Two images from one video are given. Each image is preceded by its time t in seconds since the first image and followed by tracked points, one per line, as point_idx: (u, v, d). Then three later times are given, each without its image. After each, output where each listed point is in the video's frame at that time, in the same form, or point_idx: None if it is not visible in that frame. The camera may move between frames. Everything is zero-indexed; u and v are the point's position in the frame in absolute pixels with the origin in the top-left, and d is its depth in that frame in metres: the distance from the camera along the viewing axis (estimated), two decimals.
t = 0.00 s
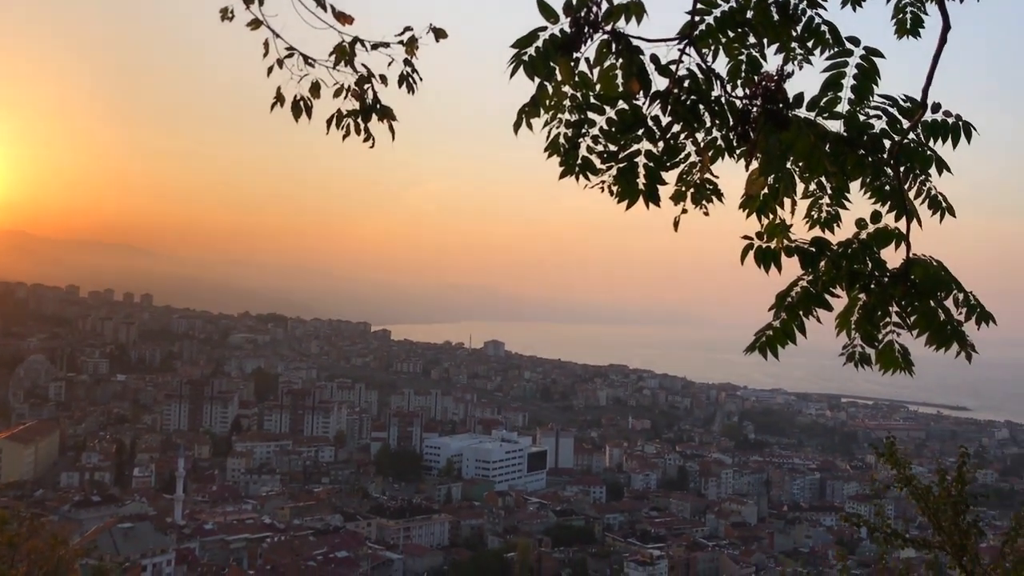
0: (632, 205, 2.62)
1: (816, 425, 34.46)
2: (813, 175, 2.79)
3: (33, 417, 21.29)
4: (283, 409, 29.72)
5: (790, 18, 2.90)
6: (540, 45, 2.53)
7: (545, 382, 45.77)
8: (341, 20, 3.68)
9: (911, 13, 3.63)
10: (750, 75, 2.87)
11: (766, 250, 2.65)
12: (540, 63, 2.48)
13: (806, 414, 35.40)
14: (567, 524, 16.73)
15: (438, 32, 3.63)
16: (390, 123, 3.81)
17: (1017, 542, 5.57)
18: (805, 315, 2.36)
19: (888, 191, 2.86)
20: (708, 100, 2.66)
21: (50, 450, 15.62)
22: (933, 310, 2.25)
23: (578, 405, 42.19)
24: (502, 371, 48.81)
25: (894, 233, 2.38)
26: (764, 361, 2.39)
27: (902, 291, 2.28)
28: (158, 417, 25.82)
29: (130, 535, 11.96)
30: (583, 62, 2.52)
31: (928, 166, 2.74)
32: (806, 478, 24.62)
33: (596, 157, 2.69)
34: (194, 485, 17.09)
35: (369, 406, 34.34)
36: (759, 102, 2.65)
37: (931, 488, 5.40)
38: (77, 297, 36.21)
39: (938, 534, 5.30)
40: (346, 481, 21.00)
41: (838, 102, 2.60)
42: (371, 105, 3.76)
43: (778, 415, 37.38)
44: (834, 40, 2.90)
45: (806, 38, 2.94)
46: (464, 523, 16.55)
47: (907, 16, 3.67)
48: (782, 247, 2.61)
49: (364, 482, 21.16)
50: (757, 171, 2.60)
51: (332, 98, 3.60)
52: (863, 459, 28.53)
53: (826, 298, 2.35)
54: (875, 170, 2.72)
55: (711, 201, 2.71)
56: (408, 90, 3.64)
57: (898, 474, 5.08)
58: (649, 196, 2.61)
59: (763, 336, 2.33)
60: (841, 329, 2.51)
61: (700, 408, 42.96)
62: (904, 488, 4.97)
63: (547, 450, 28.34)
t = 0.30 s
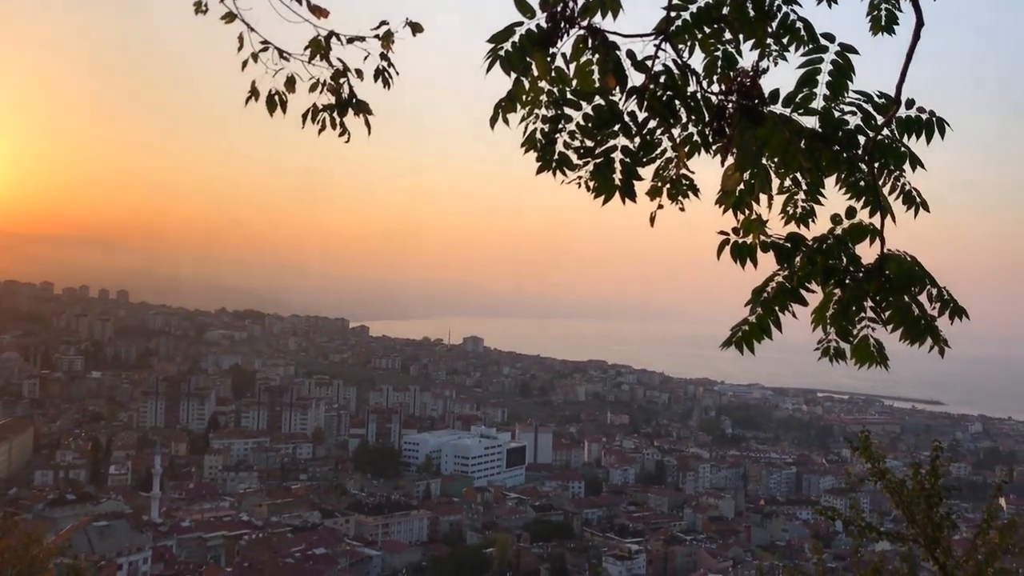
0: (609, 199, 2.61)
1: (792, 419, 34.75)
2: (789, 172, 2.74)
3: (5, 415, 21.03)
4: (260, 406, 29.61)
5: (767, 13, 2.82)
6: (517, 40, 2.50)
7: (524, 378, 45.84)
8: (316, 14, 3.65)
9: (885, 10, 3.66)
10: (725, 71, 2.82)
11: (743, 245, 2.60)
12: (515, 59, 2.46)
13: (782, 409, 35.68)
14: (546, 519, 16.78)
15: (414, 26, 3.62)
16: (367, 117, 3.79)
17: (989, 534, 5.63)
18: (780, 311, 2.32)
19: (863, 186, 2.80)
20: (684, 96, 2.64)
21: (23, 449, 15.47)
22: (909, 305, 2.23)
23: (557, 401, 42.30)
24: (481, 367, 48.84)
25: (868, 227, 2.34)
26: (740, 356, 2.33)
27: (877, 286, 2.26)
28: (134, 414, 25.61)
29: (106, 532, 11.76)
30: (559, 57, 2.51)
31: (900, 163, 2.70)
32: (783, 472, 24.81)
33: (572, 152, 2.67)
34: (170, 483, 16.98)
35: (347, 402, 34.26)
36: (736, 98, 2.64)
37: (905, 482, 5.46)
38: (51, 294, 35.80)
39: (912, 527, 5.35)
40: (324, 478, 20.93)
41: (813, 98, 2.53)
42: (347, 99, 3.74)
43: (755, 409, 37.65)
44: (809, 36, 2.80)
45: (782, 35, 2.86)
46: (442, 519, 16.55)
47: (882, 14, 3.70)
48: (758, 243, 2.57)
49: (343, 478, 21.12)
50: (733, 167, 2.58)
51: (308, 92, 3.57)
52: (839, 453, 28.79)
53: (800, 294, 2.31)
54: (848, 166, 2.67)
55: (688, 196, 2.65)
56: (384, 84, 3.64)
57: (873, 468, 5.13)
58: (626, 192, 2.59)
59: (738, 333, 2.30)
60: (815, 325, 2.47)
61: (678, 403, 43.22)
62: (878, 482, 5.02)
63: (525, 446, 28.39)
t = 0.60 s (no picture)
0: (585, 196, 2.61)
1: (769, 416, 35.02)
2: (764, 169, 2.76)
3: None
4: (237, 406, 29.70)
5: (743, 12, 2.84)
6: (495, 38, 2.53)
7: (503, 376, 45.88)
8: (290, 9, 3.62)
9: (860, 10, 3.69)
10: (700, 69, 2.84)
11: (718, 244, 2.63)
12: (491, 57, 2.48)
13: (758, 405, 35.96)
14: (525, 517, 16.80)
15: (390, 23, 3.61)
16: (342, 114, 3.76)
17: (961, 528, 5.69)
18: (756, 308, 2.36)
19: (835, 185, 2.82)
20: (661, 93, 2.65)
21: None
22: (882, 302, 2.27)
23: (536, 399, 42.39)
24: (460, 365, 48.84)
25: (843, 226, 2.38)
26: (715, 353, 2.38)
27: (850, 283, 2.30)
28: (109, 414, 25.36)
29: (79, 534, 11.62)
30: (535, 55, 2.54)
31: (874, 161, 2.73)
32: (760, 468, 24.96)
33: (549, 149, 2.69)
34: (146, 482, 16.84)
35: (325, 401, 34.16)
36: (711, 95, 2.65)
37: (880, 477, 5.49)
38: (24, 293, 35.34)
39: (886, 522, 5.39)
40: (302, 478, 20.86)
41: (787, 96, 2.58)
42: (322, 96, 3.72)
43: (732, 406, 37.89)
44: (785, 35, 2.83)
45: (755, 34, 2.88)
46: (421, 517, 16.56)
47: (856, 13, 3.72)
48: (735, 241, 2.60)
49: (320, 477, 21.06)
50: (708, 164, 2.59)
51: (283, 88, 3.55)
52: (815, 449, 29.04)
53: (776, 292, 2.35)
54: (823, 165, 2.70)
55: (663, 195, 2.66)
56: (359, 81, 3.62)
57: (849, 464, 5.15)
58: (603, 189, 2.60)
59: (714, 329, 2.34)
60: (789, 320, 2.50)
61: (656, 400, 43.45)
62: (854, 478, 5.04)
63: (504, 444, 28.42)
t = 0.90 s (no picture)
0: (562, 196, 2.63)
1: (747, 414, 35.23)
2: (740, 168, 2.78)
3: None
4: (214, 406, 29.71)
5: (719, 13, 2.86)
6: (472, 37, 2.53)
7: (483, 375, 45.91)
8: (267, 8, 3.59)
9: (836, 11, 3.73)
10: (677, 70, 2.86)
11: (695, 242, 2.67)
12: (469, 57, 2.49)
13: (737, 404, 36.19)
14: (504, 516, 16.82)
15: (368, 22, 3.60)
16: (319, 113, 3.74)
17: (935, 524, 5.74)
18: (732, 306, 2.42)
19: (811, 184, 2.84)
20: (638, 93, 2.67)
21: None
22: (857, 300, 2.31)
23: (516, 398, 42.46)
24: (439, 364, 48.82)
25: (818, 224, 2.40)
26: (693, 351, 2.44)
27: (826, 282, 2.32)
28: (85, 415, 25.11)
29: (55, 535, 11.50)
30: (514, 53, 2.54)
31: (850, 161, 2.76)
32: (739, 466, 25.12)
33: (526, 148, 2.70)
34: (122, 483, 16.72)
35: (304, 401, 34.03)
36: (688, 96, 2.67)
37: (856, 474, 5.53)
38: None
39: (861, 519, 5.43)
40: (280, 478, 20.78)
41: (763, 96, 2.60)
42: (298, 95, 3.69)
43: (711, 404, 38.10)
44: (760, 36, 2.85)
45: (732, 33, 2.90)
46: (401, 517, 16.54)
47: (832, 13, 3.76)
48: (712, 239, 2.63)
49: (299, 478, 20.99)
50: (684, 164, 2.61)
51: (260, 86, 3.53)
52: (792, 446, 29.25)
53: (752, 290, 2.39)
54: (801, 165, 2.71)
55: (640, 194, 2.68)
56: (336, 80, 3.61)
57: (824, 461, 5.18)
58: (580, 189, 2.62)
59: (693, 327, 2.41)
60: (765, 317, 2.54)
61: (635, 398, 43.63)
62: (829, 475, 5.07)
63: (484, 443, 28.43)
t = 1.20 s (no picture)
0: (543, 195, 2.62)
1: (728, 412, 35.41)
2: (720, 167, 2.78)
3: None
4: (194, 406, 29.75)
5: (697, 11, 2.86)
6: (451, 36, 2.52)
7: (465, 375, 45.91)
8: (245, 5, 3.56)
9: (814, 10, 3.73)
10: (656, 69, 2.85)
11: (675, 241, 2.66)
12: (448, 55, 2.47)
13: (718, 402, 36.36)
14: (486, 515, 16.82)
15: (348, 20, 3.58)
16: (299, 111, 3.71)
17: (913, 521, 5.77)
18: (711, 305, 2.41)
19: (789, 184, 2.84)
20: (616, 93, 2.66)
21: None
22: (834, 299, 2.32)
23: (498, 397, 42.50)
24: (421, 364, 48.80)
25: (795, 224, 2.41)
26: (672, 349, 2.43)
27: (803, 280, 2.34)
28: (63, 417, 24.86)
29: (32, 538, 11.37)
30: (493, 52, 2.54)
31: (828, 160, 2.76)
32: (719, 464, 25.23)
33: (506, 148, 2.69)
34: (101, 485, 16.58)
35: (285, 401, 33.90)
36: (667, 95, 2.67)
37: (835, 472, 5.53)
38: None
39: (840, 516, 5.44)
40: (261, 479, 20.69)
41: (742, 96, 2.60)
42: (278, 93, 3.65)
43: (692, 402, 38.27)
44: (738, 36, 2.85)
45: (711, 34, 2.89)
46: (382, 517, 16.51)
47: (810, 14, 3.76)
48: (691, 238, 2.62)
49: (280, 478, 20.91)
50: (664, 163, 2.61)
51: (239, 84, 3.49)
52: (772, 445, 29.43)
53: (731, 289, 2.39)
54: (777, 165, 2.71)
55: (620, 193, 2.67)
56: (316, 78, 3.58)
57: (804, 458, 5.19)
58: (560, 187, 2.61)
59: (671, 326, 2.38)
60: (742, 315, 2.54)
61: (616, 397, 43.77)
62: (808, 473, 5.08)
63: (466, 442, 28.43)
